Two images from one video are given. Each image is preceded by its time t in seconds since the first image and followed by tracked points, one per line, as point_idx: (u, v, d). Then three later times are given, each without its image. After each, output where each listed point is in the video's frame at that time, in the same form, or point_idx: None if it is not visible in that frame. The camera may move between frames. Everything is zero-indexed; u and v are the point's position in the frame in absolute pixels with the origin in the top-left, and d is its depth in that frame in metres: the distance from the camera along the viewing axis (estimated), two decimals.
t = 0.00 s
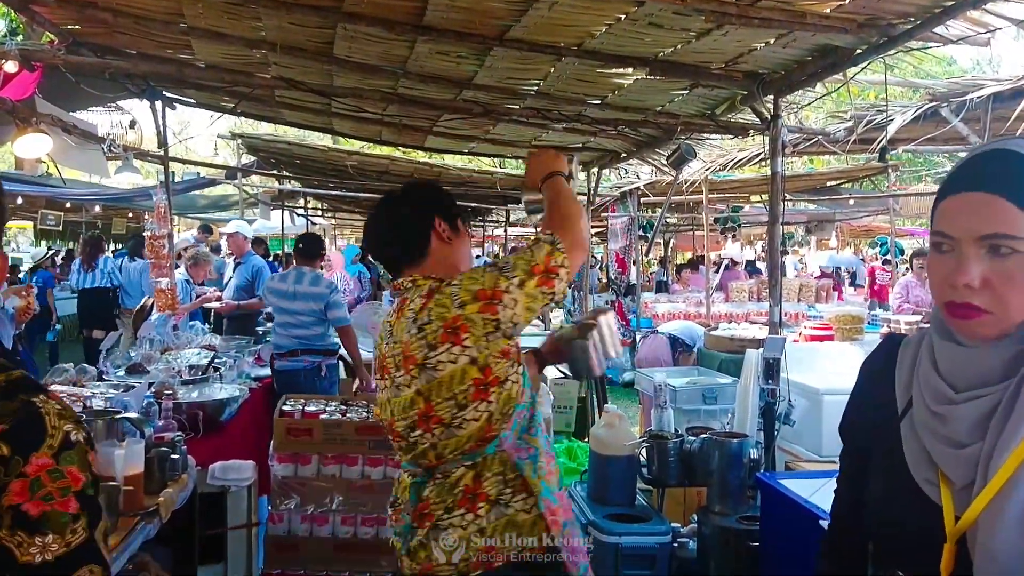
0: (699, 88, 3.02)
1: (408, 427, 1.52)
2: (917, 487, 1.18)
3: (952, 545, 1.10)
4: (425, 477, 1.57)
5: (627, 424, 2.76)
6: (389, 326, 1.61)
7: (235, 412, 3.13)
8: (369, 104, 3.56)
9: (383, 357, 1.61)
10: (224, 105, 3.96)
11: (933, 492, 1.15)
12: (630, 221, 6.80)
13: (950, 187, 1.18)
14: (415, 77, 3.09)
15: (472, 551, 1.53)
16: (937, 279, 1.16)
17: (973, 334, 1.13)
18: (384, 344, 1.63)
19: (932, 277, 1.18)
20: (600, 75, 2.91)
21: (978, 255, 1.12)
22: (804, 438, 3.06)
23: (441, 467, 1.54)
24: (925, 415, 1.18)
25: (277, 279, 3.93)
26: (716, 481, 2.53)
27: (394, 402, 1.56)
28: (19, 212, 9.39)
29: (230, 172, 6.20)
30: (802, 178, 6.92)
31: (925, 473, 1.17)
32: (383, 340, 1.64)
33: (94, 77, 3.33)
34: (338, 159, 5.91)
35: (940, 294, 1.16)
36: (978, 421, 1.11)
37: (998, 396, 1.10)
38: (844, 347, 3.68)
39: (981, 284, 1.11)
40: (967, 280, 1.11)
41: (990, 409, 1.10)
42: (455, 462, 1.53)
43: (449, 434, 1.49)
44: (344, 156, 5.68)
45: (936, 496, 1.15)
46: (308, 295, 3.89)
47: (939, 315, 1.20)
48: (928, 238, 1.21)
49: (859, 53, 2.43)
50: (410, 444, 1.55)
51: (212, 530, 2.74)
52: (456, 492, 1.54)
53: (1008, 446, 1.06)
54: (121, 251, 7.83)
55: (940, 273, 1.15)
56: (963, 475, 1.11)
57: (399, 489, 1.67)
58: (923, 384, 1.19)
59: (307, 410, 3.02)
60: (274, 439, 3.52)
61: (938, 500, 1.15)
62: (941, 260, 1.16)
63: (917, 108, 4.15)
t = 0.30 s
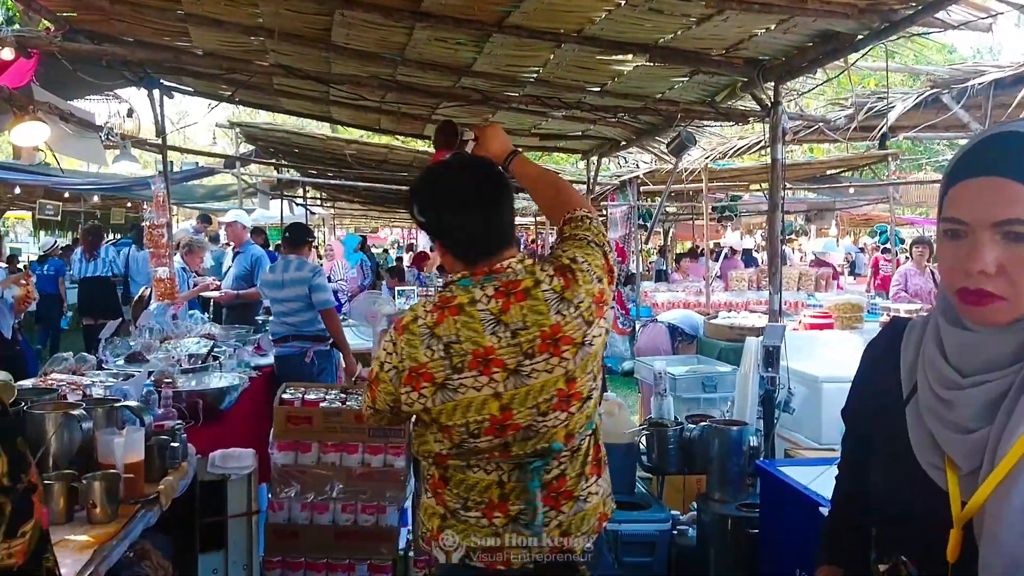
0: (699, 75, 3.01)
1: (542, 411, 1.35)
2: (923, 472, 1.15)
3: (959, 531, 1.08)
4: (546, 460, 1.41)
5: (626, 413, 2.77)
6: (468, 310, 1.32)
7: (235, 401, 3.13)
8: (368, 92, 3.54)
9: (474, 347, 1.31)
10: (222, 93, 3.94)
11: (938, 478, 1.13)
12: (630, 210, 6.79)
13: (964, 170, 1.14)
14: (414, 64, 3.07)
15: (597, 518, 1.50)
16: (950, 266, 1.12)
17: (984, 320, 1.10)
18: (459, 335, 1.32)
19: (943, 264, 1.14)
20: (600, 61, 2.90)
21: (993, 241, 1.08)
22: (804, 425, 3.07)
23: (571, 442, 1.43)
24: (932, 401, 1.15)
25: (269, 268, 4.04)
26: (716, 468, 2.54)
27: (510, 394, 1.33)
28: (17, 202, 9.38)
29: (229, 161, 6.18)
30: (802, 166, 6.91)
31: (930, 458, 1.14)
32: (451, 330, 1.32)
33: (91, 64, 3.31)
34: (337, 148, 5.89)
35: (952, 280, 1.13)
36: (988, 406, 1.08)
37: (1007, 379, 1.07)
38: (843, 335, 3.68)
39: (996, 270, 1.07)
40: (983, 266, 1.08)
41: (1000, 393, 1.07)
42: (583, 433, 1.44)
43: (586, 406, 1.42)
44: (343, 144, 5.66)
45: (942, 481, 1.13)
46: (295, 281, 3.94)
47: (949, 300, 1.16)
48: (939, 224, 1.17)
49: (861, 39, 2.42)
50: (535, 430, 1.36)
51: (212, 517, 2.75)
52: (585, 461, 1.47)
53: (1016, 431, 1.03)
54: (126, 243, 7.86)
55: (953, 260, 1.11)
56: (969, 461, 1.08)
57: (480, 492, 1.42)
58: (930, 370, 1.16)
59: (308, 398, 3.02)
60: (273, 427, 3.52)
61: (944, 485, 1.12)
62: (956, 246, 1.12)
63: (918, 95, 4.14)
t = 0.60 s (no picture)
0: (700, 63, 2.98)
1: (617, 377, 1.43)
2: (930, 462, 1.10)
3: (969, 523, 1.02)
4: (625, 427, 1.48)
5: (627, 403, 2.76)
6: (536, 307, 1.34)
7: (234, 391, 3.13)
8: (366, 81, 3.52)
9: (556, 336, 1.32)
10: (220, 82, 3.91)
11: (947, 468, 1.07)
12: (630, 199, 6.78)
13: (974, 155, 1.05)
14: (413, 53, 3.05)
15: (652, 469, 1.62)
16: (957, 254, 1.05)
17: (994, 310, 1.02)
18: (539, 333, 1.31)
19: (951, 252, 1.06)
20: (600, 49, 2.88)
21: (1005, 228, 1.00)
22: (804, 415, 3.06)
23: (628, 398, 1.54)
24: (938, 390, 1.08)
25: (269, 261, 4.07)
26: (716, 458, 2.55)
27: (597, 371, 1.37)
28: (16, 193, 9.37)
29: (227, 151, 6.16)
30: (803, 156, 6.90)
31: (937, 448, 1.09)
32: (532, 329, 1.31)
33: (87, 52, 3.29)
34: (336, 138, 5.86)
35: (961, 270, 1.04)
36: (998, 396, 1.01)
37: (1019, 368, 1.00)
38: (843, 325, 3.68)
39: (1009, 259, 0.99)
40: (994, 255, 0.99)
41: (1012, 383, 1.00)
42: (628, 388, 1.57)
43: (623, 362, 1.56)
44: (341, 134, 5.64)
45: (951, 471, 1.07)
46: (296, 271, 4.02)
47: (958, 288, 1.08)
48: (946, 211, 1.09)
49: (863, 26, 2.40)
50: (616, 400, 1.42)
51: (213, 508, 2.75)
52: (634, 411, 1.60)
53: None
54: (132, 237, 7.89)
55: (961, 248, 1.04)
56: (978, 452, 1.02)
57: (587, 479, 1.40)
58: (936, 359, 1.09)
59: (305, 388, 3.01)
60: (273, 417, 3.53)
61: (954, 475, 1.07)
62: (964, 234, 1.04)
63: (919, 83, 4.12)
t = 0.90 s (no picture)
0: (700, 54, 2.97)
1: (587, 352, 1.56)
2: (937, 455, 1.08)
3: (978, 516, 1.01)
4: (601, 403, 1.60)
5: (626, 395, 2.73)
6: (515, 296, 1.41)
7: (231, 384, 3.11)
8: (365, 72, 3.49)
9: (541, 317, 1.41)
10: (217, 73, 3.89)
11: (955, 461, 1.05)
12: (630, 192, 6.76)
13: (980, 144, 1.04)
14: (412, 43, 3.03)
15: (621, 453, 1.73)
16: (967, 244, 1.03)
17: (1003, 300, 1.01)
18: (531, 314, 1.39)
19: (959, 242, 1.05)
20: (601, 40, 2.86)
21: (1016, 217, 0.99)
22: (804, 407, 3.06)
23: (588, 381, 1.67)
24: (946, 381, 1.07)
25: (268, 253, 4.05)
26: (715, 450, 2.53)
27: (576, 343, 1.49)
28: (13, 185, 9.34)
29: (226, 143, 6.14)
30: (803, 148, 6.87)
31: (945, 440, 1.07)
32: (527, 313, 1.37)
33: (83, 42, 3.27)
34: (334, 130, 5.83)
35: (971, 260, 1.03)
36: (1009, 388, 0.99)
37: None
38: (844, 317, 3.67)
39: (1020, 248, 0.98)
40: (1006, 244, 0.98)
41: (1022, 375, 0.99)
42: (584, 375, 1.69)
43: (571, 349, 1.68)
44: (340, 126, 5.62)
45: (959, 465, 1.05)
46: (298, 265, 4.00)
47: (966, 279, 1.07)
48: (955, 201, 1.08)
49: (866, 16, 2.37)
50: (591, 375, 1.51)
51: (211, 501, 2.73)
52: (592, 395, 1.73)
53: None
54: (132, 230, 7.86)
55: (971, 238, 1.02)
56: (988, 444, 1.00)
57: (593, 456, 1.47)
58: (943, 350, 1.08)
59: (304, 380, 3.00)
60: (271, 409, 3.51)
61: (962, 469, 1.05)
62: (973, 224, 1.03)
63: (921, 74, 4.10)
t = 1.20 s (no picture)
0: (702, 46, 2.95)
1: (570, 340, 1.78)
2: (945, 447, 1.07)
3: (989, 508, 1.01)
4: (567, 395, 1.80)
5: (627, 388, 2.72)
6: (527, 244, 1.66)
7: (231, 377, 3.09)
8: (365, 64, 3.48)
9: (541, 275, 1.65)
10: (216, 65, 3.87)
11: (965, 452, 1.04)
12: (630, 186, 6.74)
13: (991, 131, 1.03)
14: (413, 35, 3.01)
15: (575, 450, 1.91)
16: (978, 234, 1.02)
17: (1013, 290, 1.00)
18: (534, 264, 1.64)
19: (970, 231, 1.04)
20: (602, 32, 2.84)
21: None
22: (805, 402, 3.05)
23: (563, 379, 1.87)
24: (955, 371, 1.06)
25: (269, 246, 4.04)
26: (716, 444, 2.53)
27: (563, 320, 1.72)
28: (13, 178, 9.32)
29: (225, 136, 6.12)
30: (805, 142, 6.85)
31: (954, 432, 1.06)
32: (529, 258, 1.63)
33: (82, 32, 3.25)
34: (334, 123, 5.82)
35: (981, 250, 1.02)
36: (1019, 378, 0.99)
37: None
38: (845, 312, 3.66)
39: None
40: (1016, 233, 0.97)
41: None
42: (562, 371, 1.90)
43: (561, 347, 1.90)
44: (340, 120, 5.60)
45: (969, 456, 1.04)
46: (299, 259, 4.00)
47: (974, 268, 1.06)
48: (965, 190, 1.06)
49: (869, 7, 2.35)
50: (565, 364, 1.72)
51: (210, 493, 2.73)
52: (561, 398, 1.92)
53: None
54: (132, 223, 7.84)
55: (981, 227, 1.01)
56: (999, 434, 1.00)
57: (536, 437, 1.68)
58: (952, 339, 1.06)
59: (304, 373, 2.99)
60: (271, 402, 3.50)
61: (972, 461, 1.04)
62: (984, 213, 1.02)
63: (924, 67, 4.08)
